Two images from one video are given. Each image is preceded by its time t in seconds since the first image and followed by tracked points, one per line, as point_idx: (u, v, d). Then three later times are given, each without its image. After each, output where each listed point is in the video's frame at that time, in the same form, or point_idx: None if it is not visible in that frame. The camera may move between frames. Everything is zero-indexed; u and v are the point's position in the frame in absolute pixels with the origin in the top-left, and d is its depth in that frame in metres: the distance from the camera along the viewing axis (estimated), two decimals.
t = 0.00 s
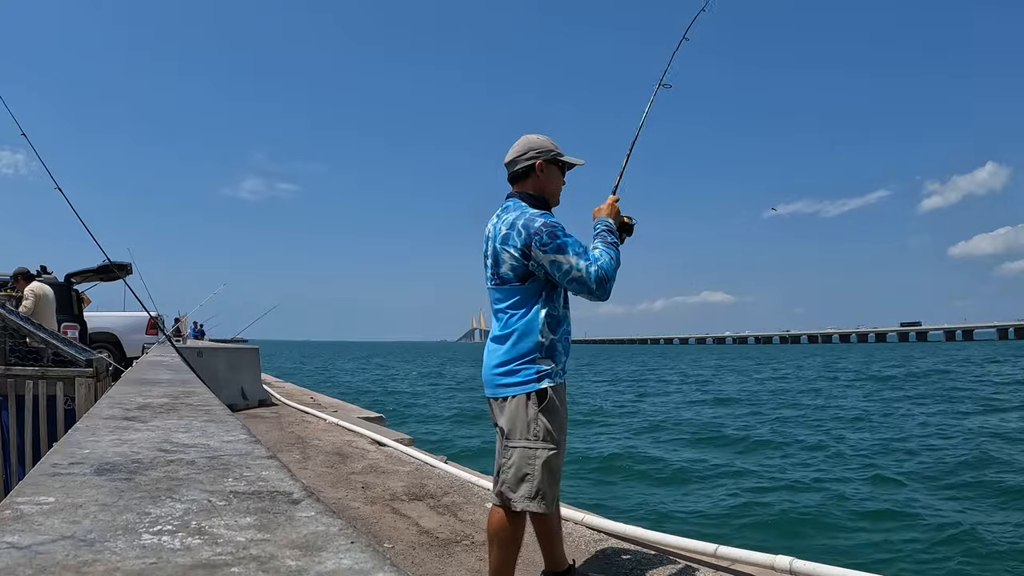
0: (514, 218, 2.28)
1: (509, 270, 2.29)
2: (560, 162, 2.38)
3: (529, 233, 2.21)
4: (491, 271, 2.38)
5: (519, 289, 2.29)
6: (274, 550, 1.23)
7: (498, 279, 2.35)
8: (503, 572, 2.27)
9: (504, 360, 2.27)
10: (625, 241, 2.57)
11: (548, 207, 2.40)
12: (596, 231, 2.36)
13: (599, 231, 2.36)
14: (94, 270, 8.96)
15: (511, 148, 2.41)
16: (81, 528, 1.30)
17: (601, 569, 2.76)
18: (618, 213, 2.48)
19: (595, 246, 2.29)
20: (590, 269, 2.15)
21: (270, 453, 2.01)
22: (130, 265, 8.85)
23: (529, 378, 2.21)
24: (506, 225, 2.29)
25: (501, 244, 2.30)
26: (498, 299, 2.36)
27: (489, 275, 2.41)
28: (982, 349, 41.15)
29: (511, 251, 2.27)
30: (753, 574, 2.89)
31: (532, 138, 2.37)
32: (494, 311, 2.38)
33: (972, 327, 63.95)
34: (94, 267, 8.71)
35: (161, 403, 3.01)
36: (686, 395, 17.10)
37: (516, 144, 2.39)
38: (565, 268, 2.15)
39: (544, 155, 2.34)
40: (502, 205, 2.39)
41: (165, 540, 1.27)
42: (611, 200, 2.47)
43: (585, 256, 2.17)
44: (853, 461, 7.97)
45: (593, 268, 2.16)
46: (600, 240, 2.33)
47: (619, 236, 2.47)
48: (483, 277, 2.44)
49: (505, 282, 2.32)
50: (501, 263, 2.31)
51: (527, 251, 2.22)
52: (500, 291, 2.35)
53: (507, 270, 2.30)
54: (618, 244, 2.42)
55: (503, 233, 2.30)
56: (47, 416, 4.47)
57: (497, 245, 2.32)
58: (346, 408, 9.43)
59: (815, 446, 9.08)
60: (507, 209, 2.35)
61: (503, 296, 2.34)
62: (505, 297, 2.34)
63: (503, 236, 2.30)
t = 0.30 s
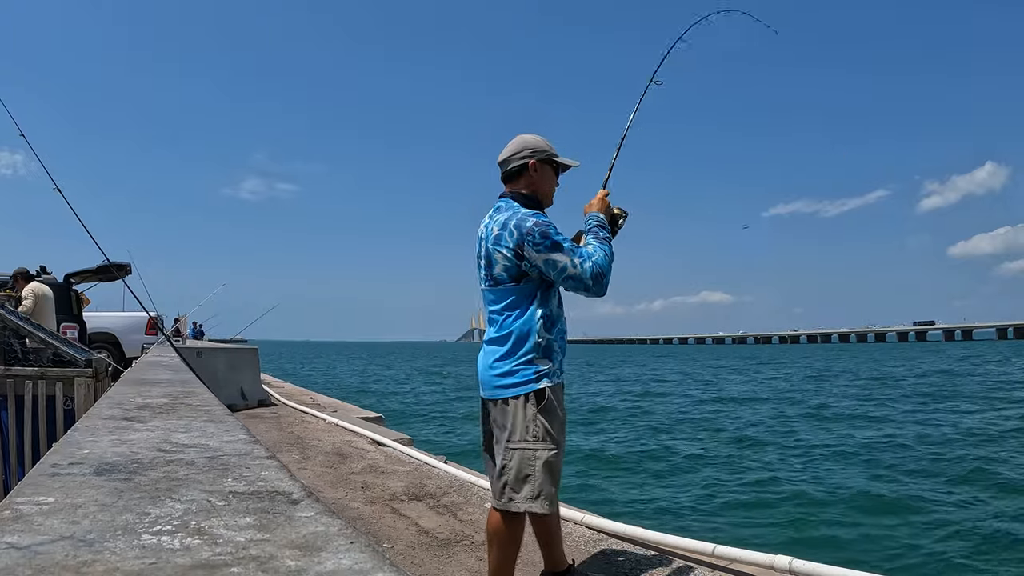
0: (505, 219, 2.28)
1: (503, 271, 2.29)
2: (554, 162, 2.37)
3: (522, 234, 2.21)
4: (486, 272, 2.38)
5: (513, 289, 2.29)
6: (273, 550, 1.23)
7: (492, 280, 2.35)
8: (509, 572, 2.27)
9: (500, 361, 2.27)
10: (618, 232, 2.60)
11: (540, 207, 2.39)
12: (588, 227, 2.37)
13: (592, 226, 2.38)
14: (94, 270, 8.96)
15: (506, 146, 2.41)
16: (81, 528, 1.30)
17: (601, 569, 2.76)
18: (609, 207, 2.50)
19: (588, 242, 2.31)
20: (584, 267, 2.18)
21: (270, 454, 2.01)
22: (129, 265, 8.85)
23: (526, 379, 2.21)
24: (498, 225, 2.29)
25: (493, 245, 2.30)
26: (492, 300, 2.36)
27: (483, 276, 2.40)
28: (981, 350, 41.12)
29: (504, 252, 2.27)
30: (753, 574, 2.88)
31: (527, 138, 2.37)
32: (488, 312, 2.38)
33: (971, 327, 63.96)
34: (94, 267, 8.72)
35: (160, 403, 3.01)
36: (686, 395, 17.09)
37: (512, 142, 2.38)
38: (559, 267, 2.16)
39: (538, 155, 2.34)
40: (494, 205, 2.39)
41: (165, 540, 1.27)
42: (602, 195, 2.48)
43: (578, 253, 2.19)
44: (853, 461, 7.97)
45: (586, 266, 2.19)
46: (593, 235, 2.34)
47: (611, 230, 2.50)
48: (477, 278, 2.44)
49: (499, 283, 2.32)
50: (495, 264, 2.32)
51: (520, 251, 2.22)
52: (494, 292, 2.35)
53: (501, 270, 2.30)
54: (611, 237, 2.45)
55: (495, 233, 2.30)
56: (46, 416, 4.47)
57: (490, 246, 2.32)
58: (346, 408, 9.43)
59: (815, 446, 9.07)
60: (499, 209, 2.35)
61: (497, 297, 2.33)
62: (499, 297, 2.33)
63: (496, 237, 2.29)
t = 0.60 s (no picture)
0: (495, 219, 2.29)
1: (496, 271, 2.30)
2: (548, 162, 2.41)
3: (512, 231, 2.21)
4: (478, 274, 2.38)
5: (508, 288, 2.29)
6: (272, 550, 1.23)
7: (485, 282, 2.35)
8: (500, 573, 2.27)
9: (497, 362, 2.27)
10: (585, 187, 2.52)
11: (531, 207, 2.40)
12: (564, 206, 2.34)
13: (567, 204, 2.34)
14: (92, 270, 8.95)
15: (498, 144, 2.41)
16: (80, 529, 1.30)
17: (600, 569, 2.76)
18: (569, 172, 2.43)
19: (573, 222, 2.29)
20: (583, 249, 2.17)
21: (268, 454, 2.01)
22: (127, 265, 8.84)
23: (523, 380, 2.21)
24: (488, 226, 2.30)
25: (485, 246, 2.31)
26: (487, 302, 2.36)
27: (476, 278, 2.41)
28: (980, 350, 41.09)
29: (496, 252, 2.28)
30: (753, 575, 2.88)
31: (519, 137, 2.38)
32: (483, 313, 2.38)
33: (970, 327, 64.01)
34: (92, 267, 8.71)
35: (159, 404, 3.01)
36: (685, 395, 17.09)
37: (505, 140, 2.39)
38: (558, 256, 2.16)
39: (531, 154, 2.36)
40: (483, 206, 2.39)
41: (164, 541, 1.27)
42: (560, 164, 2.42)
43: (573, 237, 2.19)
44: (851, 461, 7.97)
45: (585, 247, 2.18)
46: (573, 213, 2.32)
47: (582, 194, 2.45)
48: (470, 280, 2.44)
49: (493, 283, 2.32)
50: (488, 266, 2.32)
51: (514, 249, 2.23)
52: (489, 294, 2.35)
53: (494, 271, 2.30)
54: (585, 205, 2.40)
55: (486, 234, 2.31)
56: (45, 416, 4.47)
57: (481, 248, 2.33)
58: (345, 408, 9.43)
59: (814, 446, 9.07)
60: (488, 209, 2.35)
61: (491, 298, 2.34)
62: (493, 299, 2.34)
63: (487, 238, 2.30)
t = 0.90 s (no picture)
0: (489, 219, 2.29)
1: (489, 272, 2.30)
2: (543, 160, 2.39)
3: (505, 232, 2.21)
4: (472, 274, 2.39)
5: (500, 289, 2.30)
6: (271, 551, 1.23)
7: (479, 282, 2.35)
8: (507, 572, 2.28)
9: (493, 362, 2.28)
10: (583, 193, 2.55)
11: (527, 207, 2.39)
12: (560, 210, 2.36)
13: (562, 210, 2.36)
14: (90, 270, 8.94)
15: (493, 144, 2.41)
16: (78, 529, 1.30)
17: (599, 569, 2.76)
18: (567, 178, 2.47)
19: (566, 228, 2.30)
20: (574, 256, 2.18)
21: (267, 454, 2.01)
22: (126, 266, 8.85)
23: (519, 380, 2.21)
24: (481, 226, 2.31)
25: (478, 247, 2.32)
26: (480, 303, 2.37)
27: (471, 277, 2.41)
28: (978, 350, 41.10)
29: (489, 253, 2.28)
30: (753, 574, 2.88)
31: (514, 136, 2.38)
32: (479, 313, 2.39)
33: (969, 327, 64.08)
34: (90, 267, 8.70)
35: (158, 404, 3.02)
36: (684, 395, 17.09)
37: (500, 139, 2.38)
38: (549, 261, 2.16)
39: (526, 152, 2.35)
40: (479, 207, 2.39)
41: (162, 541, 1.27)
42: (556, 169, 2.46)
43: (565, 243, 2.19)
44: (850, 460, 7.98)
45: (576, 254, 2.19)
46: (568, 219, 2.33)
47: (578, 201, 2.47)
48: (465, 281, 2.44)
49: (486, 284, 2.33)
50: (480, 266, 2.33)
51: (506, 250, 2.23)
52: (482, 295, 2.35)
53: (486, 272, 2.31)
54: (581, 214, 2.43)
55: (479, 235, 2.31)
56: (43, 417, 4.46)
57: (474, 248, 2.33)
58: (344, 409, 9.43)
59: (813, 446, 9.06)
60: (483, 209, 2.35)
61: (486, 298, 2.34)
62: (487, 300, 2.34)
63: (480, 238, 2.31)
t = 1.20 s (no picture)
0: (483, 221, 2.30)
1: (482, 273, 2.31)
2: (537, 157, 2.38)
3: (498, 235, 2.21)
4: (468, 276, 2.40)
5: (493, 292, 2.31)
6: (271, 551, 1.23)
7: (473, 283, 2.37)
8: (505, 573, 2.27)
9: (487, 363, 2.29)
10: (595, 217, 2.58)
11: (522, 207, 2.38)
12: (563, 226, 2.34)
13: (565, 226, 2.34)
14: (90, 270, 8.94)
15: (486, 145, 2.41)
16: (78, 529, 1.30)
17: (599, 569, 2.76)
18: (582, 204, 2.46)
19: (563, 244, 2.28)
20: (560, 270, 2.14)
21: (267, 454, 2.01)
22: (125, 266, 8.84)
23: (513, 380, 2.21)
24: (476, 228, 2.32)
25: (472, 248, 2.33)
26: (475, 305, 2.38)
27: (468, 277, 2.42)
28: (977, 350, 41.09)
29: (482, 254, 2.29)
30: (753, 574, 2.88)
31: (507, 135, 2.37)
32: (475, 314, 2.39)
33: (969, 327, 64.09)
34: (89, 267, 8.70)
35: (157, 404, 3.02)
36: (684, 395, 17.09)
37: (492, 141, 2.38)
38: (534, 271, 2.14)
39: (517, 151, 2.34)
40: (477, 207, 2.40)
41: (162, 541, 1.27)
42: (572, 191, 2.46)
43: (554, 256, 2.16)
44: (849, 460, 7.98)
45: (563, 269, 2.14)
46: (567, 235, 2.31)
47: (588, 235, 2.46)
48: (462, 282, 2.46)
49: (481, 286, 2.34)
50: (474, 268, 2.34)
51: (496, 254, 2.24)
52: (476, 297, 2.37)
53: (479, 274, 2.32)
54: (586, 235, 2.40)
55: (473, 236, 2.33)
56: (42, 418, 4.46)
57: (469, 249, 2.35)
58: (343, 409, 9.44)
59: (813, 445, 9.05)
60: (480, 210, 2.36)
61: (481, 300, 2.35)
62: (481, 302, 2.35)
63: (474, 239, 2.32)
